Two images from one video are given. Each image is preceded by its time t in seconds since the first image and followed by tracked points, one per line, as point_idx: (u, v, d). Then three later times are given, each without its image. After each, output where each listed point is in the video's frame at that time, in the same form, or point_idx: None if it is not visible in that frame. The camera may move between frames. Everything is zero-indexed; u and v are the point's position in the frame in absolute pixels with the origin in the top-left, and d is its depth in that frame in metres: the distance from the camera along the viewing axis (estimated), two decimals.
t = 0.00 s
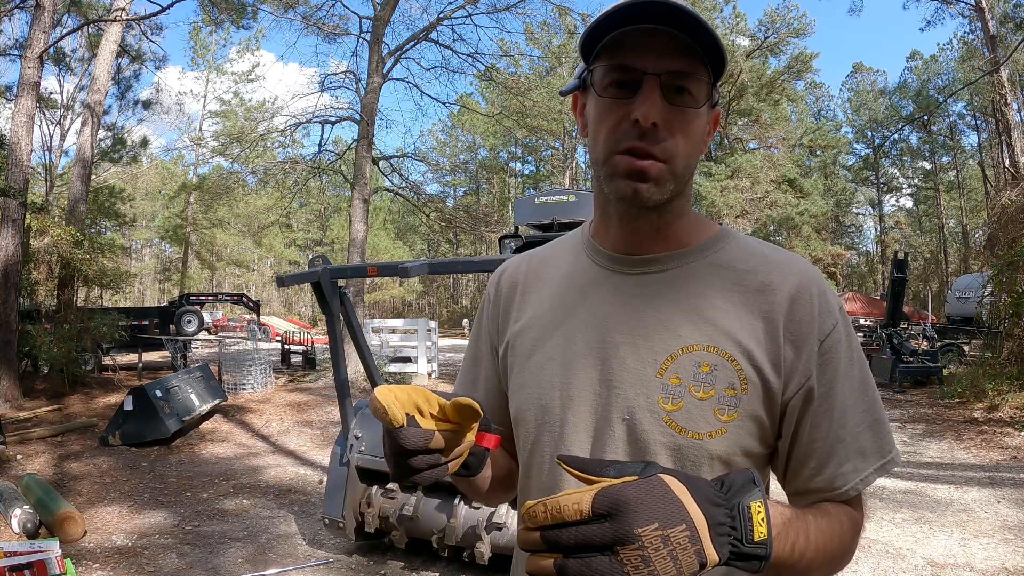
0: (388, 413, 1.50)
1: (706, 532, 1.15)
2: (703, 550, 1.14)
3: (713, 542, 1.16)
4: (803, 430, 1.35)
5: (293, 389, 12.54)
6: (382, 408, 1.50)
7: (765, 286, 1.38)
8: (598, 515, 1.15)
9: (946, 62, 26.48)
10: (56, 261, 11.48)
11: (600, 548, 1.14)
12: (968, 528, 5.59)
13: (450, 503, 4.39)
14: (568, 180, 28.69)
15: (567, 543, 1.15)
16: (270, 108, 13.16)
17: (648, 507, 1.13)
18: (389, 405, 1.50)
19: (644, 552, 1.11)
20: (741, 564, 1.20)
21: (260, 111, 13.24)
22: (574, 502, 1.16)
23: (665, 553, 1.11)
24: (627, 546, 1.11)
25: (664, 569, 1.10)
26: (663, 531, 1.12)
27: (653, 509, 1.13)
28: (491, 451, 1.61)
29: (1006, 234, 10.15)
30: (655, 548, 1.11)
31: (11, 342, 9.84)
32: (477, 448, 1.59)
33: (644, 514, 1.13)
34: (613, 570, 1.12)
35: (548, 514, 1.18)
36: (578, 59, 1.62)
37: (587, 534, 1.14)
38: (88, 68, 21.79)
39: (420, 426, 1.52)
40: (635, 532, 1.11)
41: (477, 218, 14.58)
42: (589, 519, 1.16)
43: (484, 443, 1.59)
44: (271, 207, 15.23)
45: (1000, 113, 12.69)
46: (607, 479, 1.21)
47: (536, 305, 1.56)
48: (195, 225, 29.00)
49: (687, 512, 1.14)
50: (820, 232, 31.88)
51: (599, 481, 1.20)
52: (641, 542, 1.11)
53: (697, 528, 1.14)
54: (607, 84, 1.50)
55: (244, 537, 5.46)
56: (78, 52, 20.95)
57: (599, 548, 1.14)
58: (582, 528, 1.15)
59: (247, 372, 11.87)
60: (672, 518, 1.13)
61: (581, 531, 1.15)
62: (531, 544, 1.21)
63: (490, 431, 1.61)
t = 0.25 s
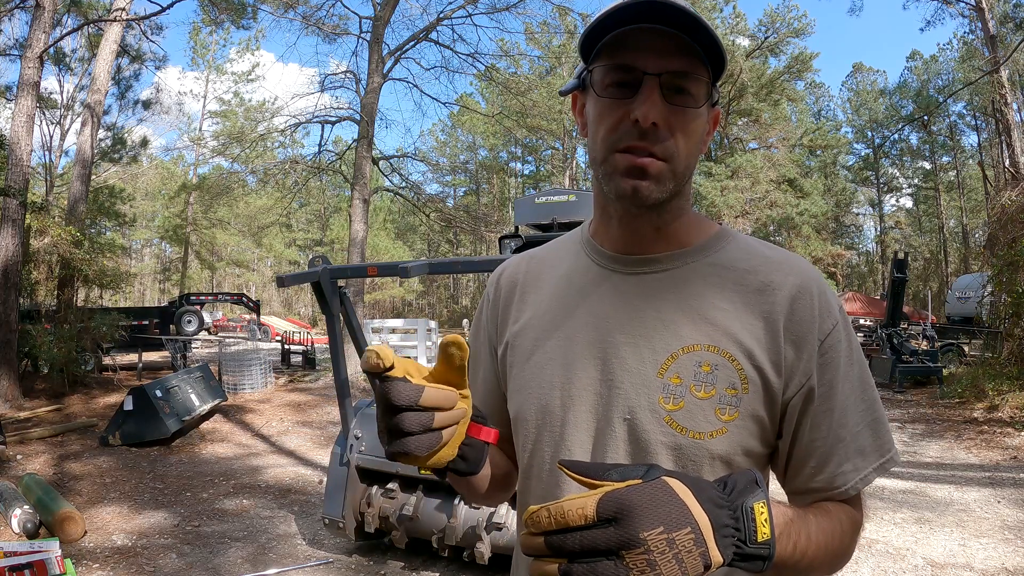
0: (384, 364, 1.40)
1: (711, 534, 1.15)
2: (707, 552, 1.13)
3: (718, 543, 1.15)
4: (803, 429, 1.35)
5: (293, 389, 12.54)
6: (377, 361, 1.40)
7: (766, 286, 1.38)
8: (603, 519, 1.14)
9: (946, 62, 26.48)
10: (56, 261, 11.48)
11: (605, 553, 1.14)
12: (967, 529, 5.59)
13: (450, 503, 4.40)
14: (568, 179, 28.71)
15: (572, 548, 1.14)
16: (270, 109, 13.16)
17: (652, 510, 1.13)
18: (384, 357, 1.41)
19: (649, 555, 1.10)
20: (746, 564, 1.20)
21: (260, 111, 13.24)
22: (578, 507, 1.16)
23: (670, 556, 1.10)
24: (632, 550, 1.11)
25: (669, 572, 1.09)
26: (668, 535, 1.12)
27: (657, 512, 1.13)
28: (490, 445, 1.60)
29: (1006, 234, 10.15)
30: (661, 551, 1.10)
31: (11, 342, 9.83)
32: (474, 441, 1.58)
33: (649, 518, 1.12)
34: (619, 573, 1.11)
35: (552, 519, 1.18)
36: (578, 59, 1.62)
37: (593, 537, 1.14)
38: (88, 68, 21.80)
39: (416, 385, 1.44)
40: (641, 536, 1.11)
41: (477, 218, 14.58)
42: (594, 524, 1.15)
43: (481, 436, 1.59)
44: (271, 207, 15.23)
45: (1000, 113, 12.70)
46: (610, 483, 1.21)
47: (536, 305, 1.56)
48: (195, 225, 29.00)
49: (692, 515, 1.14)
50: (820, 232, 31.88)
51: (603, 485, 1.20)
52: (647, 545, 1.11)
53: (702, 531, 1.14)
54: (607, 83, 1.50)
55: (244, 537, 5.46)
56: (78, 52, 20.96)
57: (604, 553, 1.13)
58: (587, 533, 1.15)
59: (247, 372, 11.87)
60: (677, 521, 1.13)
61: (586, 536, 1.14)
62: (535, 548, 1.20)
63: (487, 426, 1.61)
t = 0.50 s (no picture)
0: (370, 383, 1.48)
1: (712, 535, 1.15)
2: (708, 553, 1.14)
3: (719, 545, 1.16)
4: (803, 429, 1.35)
5: (293, 389, 12.54)
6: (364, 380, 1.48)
7: (766, 286, 1.38)
8: (605, 520, 1.15)
9: (946, 62, 26.48)
10: (56, 261, 11.48)
11: (606, 553, 1.14)
12: (967, 528, 5.59)
13: (450, 503, 4.41)
14: (568, 179, 28.72)
15: (572, 548, 1.15)
16: (270, 108, 13.16)
17: (654, 511, 1.13)
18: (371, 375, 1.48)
19: (650, 556, 1.10)
20: (746, 565, 1.20)
21: (260, 111, 13.23)
22: (580, 507, 1.16)
23: (671, 557, 1.11)
24: (634, 551, 1.11)
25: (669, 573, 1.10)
26: (669, 536, 1.12)
27: (658, 513, 1.13)
28: (486, 449, 1.62)
29: (1006, 234, 10.15)
30: (661, 552, 1.11)
31: (11, 343, 9.83)
32: (471, 446, 1.60)
33: (651, 519, 1.12)
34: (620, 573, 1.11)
35: (553, 518, 1.19)
36: (577, 58, 1.63)
37: (594, 538, 1.14)
38: (88, 68, 21.80)
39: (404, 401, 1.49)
40: (642, 538, 1.11)
41: (477, 218, 14.58)
42: (595, 524, 1.16)
43: (479, 441, 1.61)
44: (271, 208, 15.22)
45: (1000, 113, 12.70)
46: (611, 484, 1.21)
47: (535, 304, 1.56)
48: (195, 225, 28.99)
49: (694, 516, 1.14)
50: (820, 232, 31.89)
51: (604, 486, 1.20)
52: (647, 547, 1.11)
53: (702, 532, 1.14)
54: (607, 83, 1.50)
55: (244, 537, 5.46)
56: (78, 52, 20.96)
57: (605, 553, 1.13)
58: (588, 533, 1.15)
59: (247, 372, 11.88)
60: (677, 522, 1.13)
61: (586, 537, 1.15)
62: (536, 548, 1.21)
63: (486, 430, 1.64)
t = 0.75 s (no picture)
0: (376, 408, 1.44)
1: (708, 534, 1.15)
2: (706, 552, 1.13)
3: (715, 545, 1.15)
4: (804, 430, 1.34)
5: (293, 389, 12.54)
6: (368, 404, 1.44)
7: (767, 286, 1.38)
8: (601, 519, 1.15)
9: (946, 62, 26.48)
10: (56, 261, 11.48)
11: (602, 553, 1.14)
12: (967, 528, 5.59)
13: (450, 502, 4.42)
14: (568, 179, 28.73)
15: (570, 548, 1.15)
16: (270, 109, 13.15)
17: (649, 511, 1.13)
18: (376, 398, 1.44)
19: (646, 555, 1.10)
20: (745, 566, 1.20)
21: (260, 111, 13.23)
22: (576, 507, 1.16)
23: (667, 556, 1.10)
24: (629, 550, 1.11)
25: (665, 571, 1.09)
26: (665, 535, 1.12)
27: (653, 513, 1.13)
28: (485, 455, 1.63)
29: (1006, 234, 10.14)
30: (658, 551, 1.10)
31: (11, 342, 9.83)
32: (470, 452, 1.61)
33: (646, 519, 1.12)
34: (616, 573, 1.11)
35: (551, 518, 1.19)
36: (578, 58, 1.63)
37: (591, 538, 1.14)
38: (88, 68, 21.81)
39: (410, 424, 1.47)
40: (637, 536, 1.11)
41: (477, 218, 14.58)
42: (591, 523, 1.16)
43: (477, 447, 1.62)
44: (271, 208, 15.22)
45: (1000, 113, 12.70)
46: (609, 485, 1.21)
47: (536, 304, 1.56)
48: (195, 225, 28.99)
49: (690, 516, 1.14)
50: (820, 232, 31.89)
51: (601, 487, 1.21)
52: (644, 547, 1.11)
53: (699, 531, 1.14)
54: (608, 83, 1.50)
55: (244, 537, 5.46)
56: (78, 52, 20.96)
57: (601, 553, 1.13)
58: (585, 533, 1.15)
59: (247, 372, 11.87)
60: (673, 521, 1.13)
61: (584, 537, 1.15)
62: (534, 548, 1.21)
63: (484, 435, 1.65)
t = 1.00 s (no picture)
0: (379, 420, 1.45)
1: (703, 534, 1.14)
2: (702, 552, 1.13)
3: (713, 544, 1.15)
4: (803, 430, 1.35)
5: (293, 389, 12.53)
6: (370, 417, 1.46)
7: (766, 287, 1.38)
8: (596, 519, 1.15)
9: (946, 61, 26.48)
10: (56, 261, 11.49)
11: (600, 552, 1.14)
12: (968, 528, 5.59)
13: (450, 502, 4.43)
14: (568, 179, 28.74)
15: (567, 548, 1.15)
16: (270, 108, 13.15)
17: (643, 511, 1.13)
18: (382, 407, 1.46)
19: (641, 555, 1.10)
20: (745, 566, 1.19)
21: (260, 111, 13.23)
22: (572, 508, 1.17)
23: (662, 555, 1.11)
24: (624, 549, 1.11)
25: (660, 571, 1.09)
26: (659, 535, 1.12)
27: (647, 513, 1.13)
28: (485, 459, 1.63)
29: (1006, 234, 10.14)
30: (651, 550, 1.11)
31: (11, 342, 9.83)
32: (471, 457, 1.61)
33: (641, 519, 1.12)
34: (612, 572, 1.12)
35: (547, 519, 1.19)
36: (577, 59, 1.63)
37: (587, 538, 1.14)
38: (88, 68, 21.81)
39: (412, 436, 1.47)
40: (631, 536, 1.12)
41: (477, 218, 14.58)
42: (586, 525, 1.16)
43: (477, 452, 1.63)
44: (270, 208, 15.22)
45: (1000, 113, 12.70)
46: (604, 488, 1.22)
47: (536, 304, 1.56)
48: (195, 225, 28.98)
49: (685, 516, 1.14)
50: (820, 232, 31.89)
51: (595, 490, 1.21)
52: (638, 546, 1.11)
53: (695, 531, 1.14)
54: (607, 82, 1.50)
55: (244, 537, 5.46)
56: (78, 52, 20.96)
57: (598, 553, 1.14)
58: (581, 533, 1.16)
59: (247, 372, 11.87)
60: (668, 521, 1.13)
61: (580, 537, 1.15)
62: (533, 550, 1.21)
63: (484, 441, 1.66)
